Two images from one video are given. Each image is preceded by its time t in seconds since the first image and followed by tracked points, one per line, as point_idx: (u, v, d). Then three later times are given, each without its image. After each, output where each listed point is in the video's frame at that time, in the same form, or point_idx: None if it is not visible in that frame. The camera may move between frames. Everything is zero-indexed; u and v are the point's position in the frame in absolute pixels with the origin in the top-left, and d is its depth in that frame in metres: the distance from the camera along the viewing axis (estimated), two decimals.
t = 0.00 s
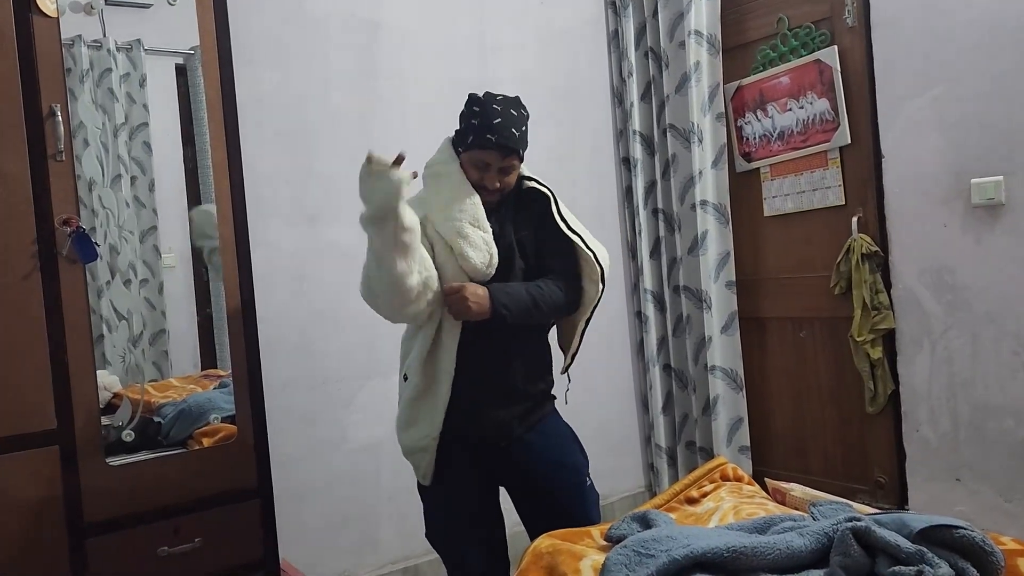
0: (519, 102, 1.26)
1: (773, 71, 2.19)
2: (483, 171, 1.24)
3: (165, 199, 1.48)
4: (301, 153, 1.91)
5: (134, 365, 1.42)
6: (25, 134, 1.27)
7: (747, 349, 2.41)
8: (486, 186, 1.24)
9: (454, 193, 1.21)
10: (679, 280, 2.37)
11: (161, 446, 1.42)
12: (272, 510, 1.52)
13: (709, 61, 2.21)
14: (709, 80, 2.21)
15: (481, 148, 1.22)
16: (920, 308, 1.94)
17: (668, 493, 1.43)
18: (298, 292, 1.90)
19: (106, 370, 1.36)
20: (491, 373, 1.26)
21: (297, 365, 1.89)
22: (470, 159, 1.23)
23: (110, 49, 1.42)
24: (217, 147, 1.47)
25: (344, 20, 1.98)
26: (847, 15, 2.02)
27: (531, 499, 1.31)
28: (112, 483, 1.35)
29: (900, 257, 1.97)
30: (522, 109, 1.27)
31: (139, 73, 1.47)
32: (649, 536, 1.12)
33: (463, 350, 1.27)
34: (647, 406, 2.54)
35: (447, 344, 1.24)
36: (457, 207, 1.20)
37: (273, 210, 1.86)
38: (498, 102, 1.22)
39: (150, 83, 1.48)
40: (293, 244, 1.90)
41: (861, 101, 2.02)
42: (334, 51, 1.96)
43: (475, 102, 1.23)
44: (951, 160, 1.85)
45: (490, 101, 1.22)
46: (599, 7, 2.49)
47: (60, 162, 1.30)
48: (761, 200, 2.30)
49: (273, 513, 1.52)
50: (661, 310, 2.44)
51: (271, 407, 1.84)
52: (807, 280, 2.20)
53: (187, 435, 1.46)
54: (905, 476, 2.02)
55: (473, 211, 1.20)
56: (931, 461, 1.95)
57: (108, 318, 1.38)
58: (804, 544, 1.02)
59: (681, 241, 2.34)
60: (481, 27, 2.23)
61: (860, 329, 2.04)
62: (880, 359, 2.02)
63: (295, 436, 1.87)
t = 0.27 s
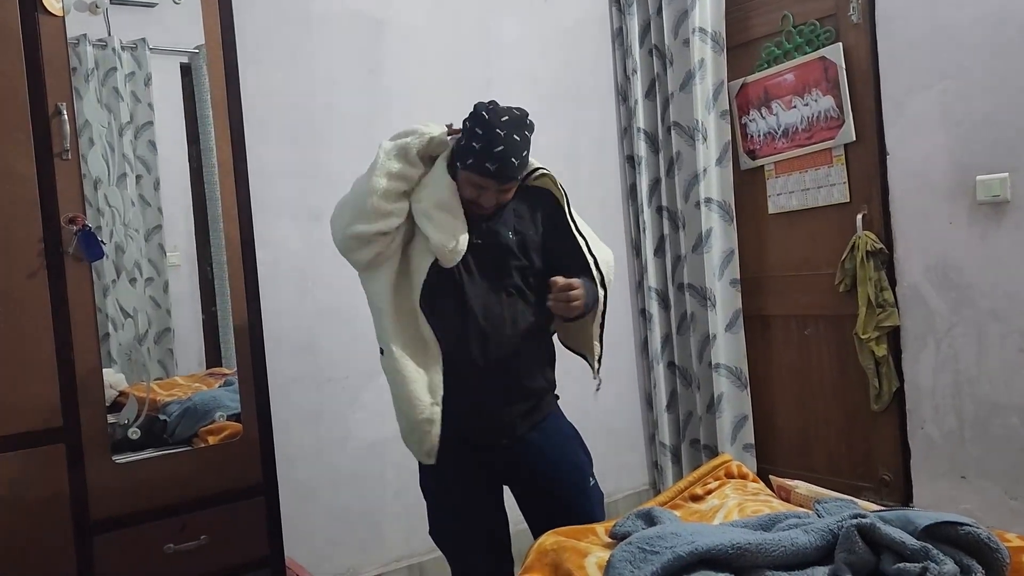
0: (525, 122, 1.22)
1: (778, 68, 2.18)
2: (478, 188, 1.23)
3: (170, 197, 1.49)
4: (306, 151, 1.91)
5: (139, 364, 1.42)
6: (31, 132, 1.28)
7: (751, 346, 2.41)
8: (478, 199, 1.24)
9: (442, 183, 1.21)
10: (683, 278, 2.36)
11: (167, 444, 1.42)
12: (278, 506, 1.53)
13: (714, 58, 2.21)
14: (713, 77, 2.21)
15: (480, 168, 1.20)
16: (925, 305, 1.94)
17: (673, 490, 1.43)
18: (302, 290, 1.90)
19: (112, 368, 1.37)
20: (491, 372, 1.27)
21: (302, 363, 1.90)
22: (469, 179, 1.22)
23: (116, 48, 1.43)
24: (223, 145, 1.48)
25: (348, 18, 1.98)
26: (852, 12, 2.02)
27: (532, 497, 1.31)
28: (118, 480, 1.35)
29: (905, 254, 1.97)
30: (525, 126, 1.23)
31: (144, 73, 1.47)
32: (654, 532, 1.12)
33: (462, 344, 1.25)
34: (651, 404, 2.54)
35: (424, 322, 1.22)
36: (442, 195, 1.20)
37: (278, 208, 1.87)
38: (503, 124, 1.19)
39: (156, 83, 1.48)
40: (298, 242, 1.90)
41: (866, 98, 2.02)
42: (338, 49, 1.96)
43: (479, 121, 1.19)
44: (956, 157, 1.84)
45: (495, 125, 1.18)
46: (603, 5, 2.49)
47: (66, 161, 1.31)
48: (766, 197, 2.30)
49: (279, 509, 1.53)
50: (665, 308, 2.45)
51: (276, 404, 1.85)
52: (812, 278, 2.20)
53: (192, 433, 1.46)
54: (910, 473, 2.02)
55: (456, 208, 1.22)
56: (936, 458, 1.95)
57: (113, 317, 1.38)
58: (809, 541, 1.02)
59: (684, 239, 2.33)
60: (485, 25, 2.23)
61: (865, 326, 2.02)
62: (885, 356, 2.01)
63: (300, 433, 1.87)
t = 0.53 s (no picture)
0: (530, 123, 1.23)
1: (783, 67, 2.18)
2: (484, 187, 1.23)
3: (176, 197, 1.49)
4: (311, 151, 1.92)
5: (146, 363, 1.43)
6: (37, 133, 1.28)
7: (757, 346, 2.41)
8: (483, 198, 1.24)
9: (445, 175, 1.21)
10: (689, 277, 2.36)
11: (174, 443, 1.43)
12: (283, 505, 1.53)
13: (719, 58, 2.20)
14: (719, 76, 2.20)
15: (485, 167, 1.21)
16: (932, 305, 1.93)
17: (678, 489, 1.43)
18: (307, 290, 1.90)
19: (118, 368, 1.37)
20: (489, 372, 1.25)
21: (308, 362, 1.90)
22: (471, 179, 1.23)
23: (122, 49, 1.43)
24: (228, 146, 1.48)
25: (353, 19, 1.98)
26: (858, 11, 2.01)
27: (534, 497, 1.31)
28: (124, 479, 1.36)
29: (911, 253, 1.96)
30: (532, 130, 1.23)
31: (151, 73, 1.48)
32: (659, 532, 1.12)
33: (461, 344, 1.25)
34: (656, 404, 2.53)
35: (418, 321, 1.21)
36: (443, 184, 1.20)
37: (283, 208, 1.87)
38: (505, 125, 1.19)
39: (162, 83, 1.48)
40: (303, 242, 1.90)
41: (872, 97, 2.01)
42: (344, 49, 1.97)
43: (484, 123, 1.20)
44: (963, 156, 1.83)
45: (497, 126, 1.19)
46: (608, 4, 2.49)
47: (72, 161, 1.31)
48: (772, 196, 2.30)
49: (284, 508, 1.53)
50: (670, 308, 2.45)
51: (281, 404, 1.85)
52: (818, 277, 2.19)
53: (197, 433, 1.46)
54: (916, 474, 2.01)
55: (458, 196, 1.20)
56: (942, 458, 1.94)
57: (118, 317, 1.38)
58: (814, 541, 1.02)
59: (690, 238, 2.33)
60: (490, 25, 2.23)
61: (871, 326, 2.03)
62: (892, 355, 2.01)
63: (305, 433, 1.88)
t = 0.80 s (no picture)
0: (539, 126, 1.24)
1: (790, 65, 2.18)
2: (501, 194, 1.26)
3: (182, 196, 1.49)
4: (319, 149, 1.92)
5: (153, 360, 1.43)
6: (47, 132, 1.29)
7: (763, 343, 2.41)
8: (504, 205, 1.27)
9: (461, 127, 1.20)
10: (695, 275, 2.35)
11: (182, 440, 1.44)
12: (291, 502, 1.54)
13: (726, 56, 2.20)
14: (725, 75, 2.20)
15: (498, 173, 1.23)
16: (939, 303, 1.93)
17: (687, 487, 1.43)
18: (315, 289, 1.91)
19: (127, 366, 1.37)
20: (496, 372, 1.27)
21: (315, 360, 1.90)
22: (489, 188, 1.25)
23: (129, 48, 1.43)
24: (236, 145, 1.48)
25: (361, 17, 1.99)
26: (865, 9, 2.01)
27: (536, 499, 1.31)
28: (133, 477, 1.36)
29: (919, 252, 1.96)
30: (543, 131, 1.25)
31: (158, 72, 1.48)
32: (668, 530, 1.12)
33: (468, 344, 1.26)
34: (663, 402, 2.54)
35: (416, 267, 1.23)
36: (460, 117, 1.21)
37: (291, 206, 1.88)
38: (516, 132, 1.22)
39: (169, 82, 1.48)
40: (310, 240, 1.91)
41: (879, 95, 2.01)
42: (351, 47, 1.97)
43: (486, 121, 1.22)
44: (971, 154, 1.83)
45: (508, 134, 1.21)
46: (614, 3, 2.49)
47: (82, 160, 1.32)
48: (779, 194, 2.29)
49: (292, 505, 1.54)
50: (676, 306, 2.45)
51: (289, 402, 1.86)
52: (825, 275, 2.19)
53: (206, 430, 1.47)
54: (924, 472, 2.01)
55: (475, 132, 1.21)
56: (950, 457, 1.94)
57: (126, 314, 1.39)
58: (823, 539, 1.02)
59: (697, 236, 2.33)
60: (496, 23, 2.23)
61: (878, 324, 2.02)
62: (899, 354, 2.00)
63: (312, 430, 1.89)
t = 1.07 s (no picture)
0: (540, 119, 1.19)
1: (793, 61, 2.17)
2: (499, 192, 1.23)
3: (185, 193, 1.49)
4: (321, 146, 1.92)
5: (157, 358, 1.43)
6: (49, 129, 1.29)
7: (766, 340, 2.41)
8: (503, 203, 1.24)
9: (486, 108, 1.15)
10: (698, 272, 2.34)
11: (184, 438, 1.44)
12: (294, 499, 1.54)
13: (729, 52, 2.20)
14: (728, 71, 2.20)
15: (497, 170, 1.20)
16: (942, 300, 1.92)
17: (689, 484, 1.43)
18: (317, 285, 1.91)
19: (130, 363, 1.38)
20: (494, 371, 1.26)
21: (318, 357, 1.91)
22: (492, 183, 1.22)
23: (132, 45, 1.44)
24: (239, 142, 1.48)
25: (363, 14, 1.99)
26: (869, 5, 2.01)
27: (537, 498, 1.31)
28: (135, 474, 1.36)
29: (922, 248, 1.96)
30: (544, 124, 1.20)
31: (161, 69, 1.47)
32: (670, 526, 1.12)
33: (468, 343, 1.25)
34: (666, 399, 2.54)
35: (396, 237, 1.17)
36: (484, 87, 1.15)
37: (294, 203, 1.88)
38: (515, 125, 1.17)
39: (172, 80, 1.48)
40: (313, 237, 1.91)
41: (882, 91, 2.00)
42: (354, 44, 1.97)
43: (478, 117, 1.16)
44: (974, 150, 1.82)
45: (506, 128, 1.17)
46: None
47: (84, 157, 1.32)
48: (782, 191, 2.29)
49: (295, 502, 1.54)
50: (679, 303, 2.45)
51: (292, 399, 1.86)
52: (828, 272, 2.18)
53: (208, 428, 1.47)
54: (927, 469, 2.00)
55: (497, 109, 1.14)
56: (953, 455, 1.93)
57: (129, 311, 1.39)
58: (826, 536, 1.02)
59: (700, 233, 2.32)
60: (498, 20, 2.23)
61: (882, 321, 2.02)
62: (903, 351, 2.00)
63: (315, 427, 1.89)
